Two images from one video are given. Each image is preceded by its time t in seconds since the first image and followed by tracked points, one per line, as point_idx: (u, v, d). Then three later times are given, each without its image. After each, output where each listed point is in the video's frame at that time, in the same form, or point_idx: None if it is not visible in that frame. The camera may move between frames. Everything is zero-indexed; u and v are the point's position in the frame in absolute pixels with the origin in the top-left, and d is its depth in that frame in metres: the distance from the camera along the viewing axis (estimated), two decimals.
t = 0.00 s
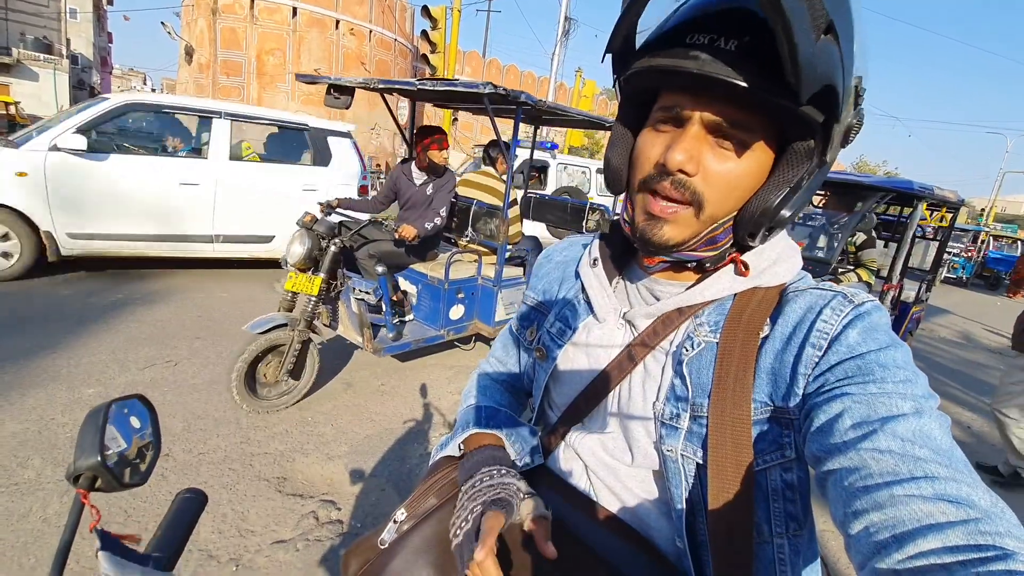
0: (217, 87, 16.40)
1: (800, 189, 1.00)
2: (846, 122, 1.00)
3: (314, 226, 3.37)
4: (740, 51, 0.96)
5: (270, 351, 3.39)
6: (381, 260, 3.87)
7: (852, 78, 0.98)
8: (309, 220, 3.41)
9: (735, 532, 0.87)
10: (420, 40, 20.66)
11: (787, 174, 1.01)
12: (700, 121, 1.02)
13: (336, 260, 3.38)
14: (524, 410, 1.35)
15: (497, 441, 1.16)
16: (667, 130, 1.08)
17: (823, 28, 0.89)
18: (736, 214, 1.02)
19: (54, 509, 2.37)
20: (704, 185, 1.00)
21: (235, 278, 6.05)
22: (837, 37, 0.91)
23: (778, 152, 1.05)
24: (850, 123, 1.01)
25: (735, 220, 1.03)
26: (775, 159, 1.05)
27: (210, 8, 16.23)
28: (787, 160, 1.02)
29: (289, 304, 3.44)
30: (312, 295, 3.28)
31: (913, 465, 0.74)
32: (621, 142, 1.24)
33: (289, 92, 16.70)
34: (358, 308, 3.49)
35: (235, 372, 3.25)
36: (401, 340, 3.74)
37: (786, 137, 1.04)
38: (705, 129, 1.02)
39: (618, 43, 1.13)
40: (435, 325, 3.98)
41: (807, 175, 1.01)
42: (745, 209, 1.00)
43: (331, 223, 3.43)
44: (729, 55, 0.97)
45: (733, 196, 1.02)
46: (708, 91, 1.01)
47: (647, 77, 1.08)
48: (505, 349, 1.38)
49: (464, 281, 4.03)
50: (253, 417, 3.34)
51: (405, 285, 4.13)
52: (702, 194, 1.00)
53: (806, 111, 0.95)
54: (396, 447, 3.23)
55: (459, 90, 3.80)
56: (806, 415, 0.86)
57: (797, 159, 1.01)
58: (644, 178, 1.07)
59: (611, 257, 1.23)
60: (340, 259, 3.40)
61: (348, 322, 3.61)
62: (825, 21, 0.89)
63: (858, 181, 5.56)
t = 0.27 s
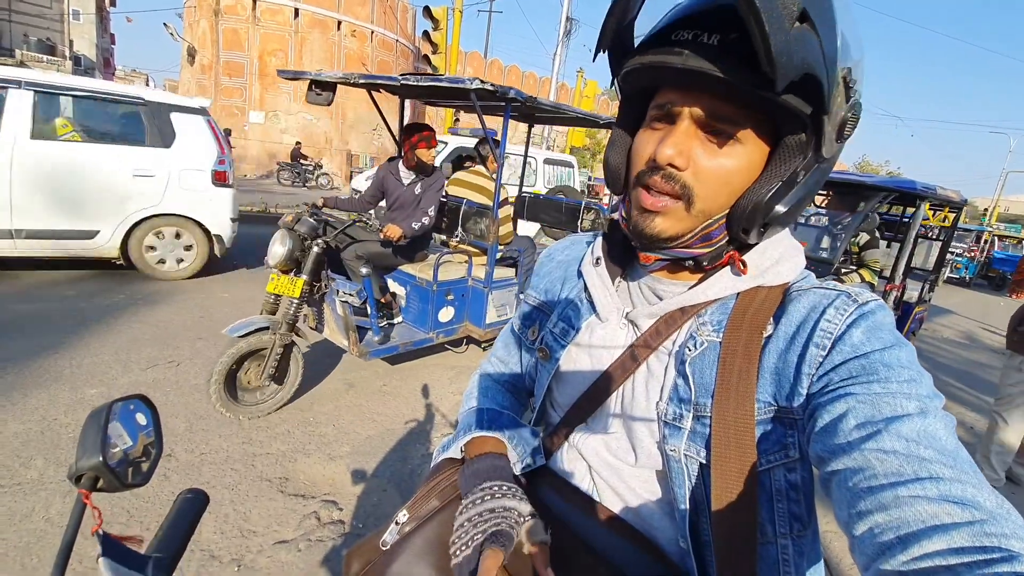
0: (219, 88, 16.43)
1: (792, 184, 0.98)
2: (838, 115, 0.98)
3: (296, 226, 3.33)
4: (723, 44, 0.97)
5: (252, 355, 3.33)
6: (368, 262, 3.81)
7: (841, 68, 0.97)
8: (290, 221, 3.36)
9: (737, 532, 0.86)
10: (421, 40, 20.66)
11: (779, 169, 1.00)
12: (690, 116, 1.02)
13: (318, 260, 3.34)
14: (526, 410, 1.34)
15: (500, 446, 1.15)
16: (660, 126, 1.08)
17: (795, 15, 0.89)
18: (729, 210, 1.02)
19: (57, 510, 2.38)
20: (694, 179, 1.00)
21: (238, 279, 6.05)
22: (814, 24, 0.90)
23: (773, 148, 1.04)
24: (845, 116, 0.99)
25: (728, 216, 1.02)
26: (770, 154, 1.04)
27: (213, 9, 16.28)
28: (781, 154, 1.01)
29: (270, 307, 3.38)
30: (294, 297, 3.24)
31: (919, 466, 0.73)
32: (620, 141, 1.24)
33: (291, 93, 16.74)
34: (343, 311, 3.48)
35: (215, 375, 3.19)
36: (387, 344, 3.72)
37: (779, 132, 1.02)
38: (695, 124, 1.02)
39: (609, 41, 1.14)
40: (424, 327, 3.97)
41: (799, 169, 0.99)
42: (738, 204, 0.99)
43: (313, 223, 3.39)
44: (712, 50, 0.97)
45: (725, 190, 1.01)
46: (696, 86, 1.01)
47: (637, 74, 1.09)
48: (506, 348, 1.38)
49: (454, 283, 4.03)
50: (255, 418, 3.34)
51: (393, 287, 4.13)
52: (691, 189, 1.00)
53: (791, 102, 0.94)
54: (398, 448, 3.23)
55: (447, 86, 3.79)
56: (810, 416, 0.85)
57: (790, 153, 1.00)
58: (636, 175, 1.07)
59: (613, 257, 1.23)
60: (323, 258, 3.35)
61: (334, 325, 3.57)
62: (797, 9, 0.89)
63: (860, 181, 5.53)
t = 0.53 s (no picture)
0: (221, 89, 16.48)
1: (804, 183, 0.99)
2: (850, 114, 0.99)
3: (288, 227, 3.33)
4: (741, 44, 0.96)
5: (244, 357, 3.33)
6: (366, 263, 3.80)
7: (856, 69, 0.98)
8: (283, 221, 3.37)
9: (743, 532, 0.86)
10: (423, 41, 20.68)
11: (791, 168, 1.01)
12: (704, 116, 1.01)
13: (311, 261, 3.35)
14: (529, 410, 1.34)
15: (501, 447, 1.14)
16: (671, 126, 1.07)
17: (820, 15, 0.89)
18: (741, 210, 1.02)
19: (59, 510, 2.38)
20: (709, 180, 0.99)
21: (240, 280, 6.06)
22: (836, 24, 0.91)
23: (783, 148, 1.05)
24: (854, 117, 1.01)
25: (740, 216, 1.02)
26: (780, 154, 1.05)
27: (215, 11, 16.32)
28: (792, 155, 1.02)
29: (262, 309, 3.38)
30: (285, 298, 3.24)
31: (925, 463, 0.73)
32: (625, 141, 1.23)
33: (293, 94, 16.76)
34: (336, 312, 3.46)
35: (205, 378, 3.16)
36: (382, 346, 3.70)
37: (789, 131, 1.03)
38: (708, 124, 1.01)
39: (621, 39, 1.12)
40: (420, 329, 3.96)
41: (811, 169, 1.00)
42: (751, 204, 1.00)
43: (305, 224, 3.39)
44: (729, 49, 0.96)
45: (738, 191, 1.01)
46: (711, 86, 1.00)
47: (649, 73, 1.08)
48: (508, 349, 1.38)
49: (450, 285, 4.03)
50: (257, 418, 3.34)
51: (388, 288, 4.09)
52: (706, 189, 0.99)
53: (809, 103, 0.95)
54: (400, 448, 3.23)
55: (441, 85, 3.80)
56: (816, 414, 0.85)
57: (802, 153, 1.01)
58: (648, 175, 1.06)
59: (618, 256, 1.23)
60: (316, 259, 3.36)
61: (328, 327, 3.57)
62: (822, 10, 0.89)
63: (863, 182, 5.57)
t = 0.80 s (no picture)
0: (223, 89, 16.50)
1: (814, 188, 1.00)
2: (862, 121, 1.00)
3: (288, 226, 3.34)
4: (761, 48, 0.96)
5: (245, 356, 3.33)
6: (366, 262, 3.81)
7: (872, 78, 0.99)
8: (283, 221, 3.38)
9: (745, 532, 0.86)
10: (424, 41, 20.68)
11: (800, 173, 1.01)
12: (717, 119, 1.01)
13: (312, 260, 3.36)
14: (530, 410, 1.34)
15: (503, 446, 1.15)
16: (681, 128, 1.06)
17: (849, 27, 0.90)
18: (749, 214, 1.03)
19: (61, 508, 2.38)
20: (720, 184, 0.99)
21: (242, 279, 6.07)
22: (862, 36, 0.92)
23: (791, 152, 1.05)
24: (864, 125, 1.02)
25: (748, 219, 1.03)
26: (788, 159, 1.05)
27: (217, 10, 16.33)
28: (801, 159, 1.02)
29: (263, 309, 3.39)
30: (286, 298, 3.24)
31: (927, 464, 0.73)
32: (631, 140, 1.23)
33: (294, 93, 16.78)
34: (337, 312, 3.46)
35: (206, 378, 3.16)
36: (383, 346, 3.71)
37: (799, 135, 1.03)
38: (721, 127, 1.01)
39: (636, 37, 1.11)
40: (421, 329, 3.97)
41: (821, 174, 1.00)
42: (760, 209, 1.00)
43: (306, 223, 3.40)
44: (751, 52, 0.96)
45: (747, 195, 1.01)
46: (726, 89, 1.00)
47: (662, 73, 1.07)
48: (510, 349, 1.38)
49: (450, 284, 4.03)
50: (258, 417, 3.34)
51: (389, 288, 4.08)
52: (717, 194, 0.99)
53: (827, 113, 0.95)
54: (401, 448, 3.23)
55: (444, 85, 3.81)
56: (817, 414, 0.85)
57: (811, 159, 1.01)
58: (658, 177, 1.05)
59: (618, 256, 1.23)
60: (316, 258, 3.37)
61: (328, 326, 3.57)
62: (852, 21, 0.90)
63: (865, 183, 5.54)
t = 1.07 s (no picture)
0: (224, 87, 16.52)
1: (819, 179, 1.03)
2: (864, 112, 1.03)
3: (289, 224, 3.35)
4: (774, 42, 0.96)
5: (245, 354, 3.33)
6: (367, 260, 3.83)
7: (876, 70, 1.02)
8: (284, 218, 3.39)
9: (742, 527, 0.86)
10: (425, 40, 20.67)
11: (807, 165, 1.03)
12: (727, 114, 1.01)
13: (313, 258, 3.37)
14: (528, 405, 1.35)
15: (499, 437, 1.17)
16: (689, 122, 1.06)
17: (868, 19, 0.92)
18: (758, 207, 1.04)
19: (62, 504, 2.39)
20: (732, 180, 1.00)
21: (243, 277, 6.09)
22: (877, 28, 0.94)
23: (795, 145, 1.07)
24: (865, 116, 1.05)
25: (757, 212, 1.04)
26: (792, 151, 1.07)
27: (218, 9, 16.33)
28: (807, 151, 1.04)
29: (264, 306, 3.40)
30: (286, 296, 3.25)
31: (924, 459, 0.73)
32: (633, 135, 1.23)
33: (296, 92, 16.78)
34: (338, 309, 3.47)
35: (206, 376, 3.17)
36: (383, 343, 3.71)
37: (802, 127, 1.05)
38: (731, 122, 1.01)
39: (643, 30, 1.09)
40: (421, 327, 3.97)
41: (825, 165, 1.03)
42: (770, 202, 1.02)
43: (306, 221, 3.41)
44: (765, 45, 0.96)
45: (757, 189, 1.02)
46: (737, 84, 1.00)
47: (669, 66, 1.06)
48: (507, 345, 1.39)
49: (451, 282, 4.03)
50: (259, 414, 3.35)
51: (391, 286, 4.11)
52: (730, 190, 1.00)
53: (838, 106, 0.97)
54: (402, 445, 3.24)
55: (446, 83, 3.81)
56: (814, 409, 0.85)
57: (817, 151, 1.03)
58: (668, 173, 1.05)
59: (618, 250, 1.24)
60: (317, 256, 3.38)
61: (329, 324, 3.58)
62: (871, 12, 0.92)
63: (867, 180, 5.60)
